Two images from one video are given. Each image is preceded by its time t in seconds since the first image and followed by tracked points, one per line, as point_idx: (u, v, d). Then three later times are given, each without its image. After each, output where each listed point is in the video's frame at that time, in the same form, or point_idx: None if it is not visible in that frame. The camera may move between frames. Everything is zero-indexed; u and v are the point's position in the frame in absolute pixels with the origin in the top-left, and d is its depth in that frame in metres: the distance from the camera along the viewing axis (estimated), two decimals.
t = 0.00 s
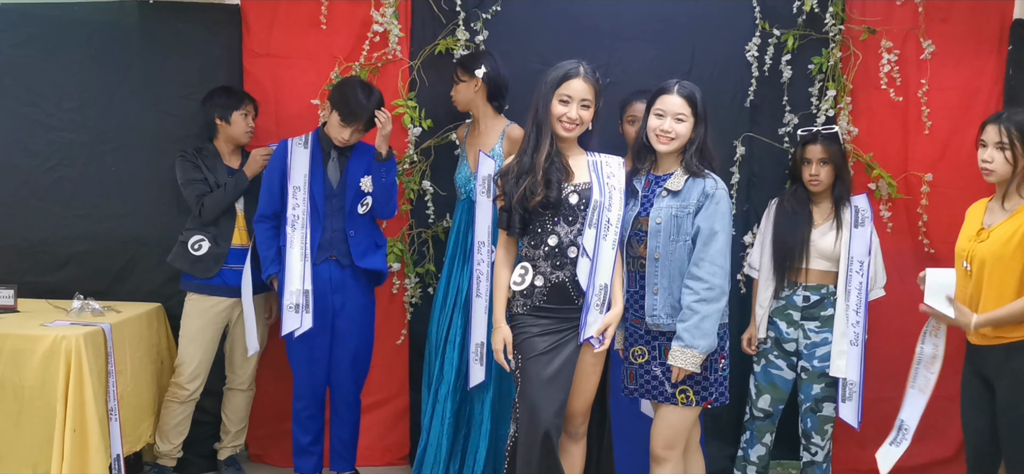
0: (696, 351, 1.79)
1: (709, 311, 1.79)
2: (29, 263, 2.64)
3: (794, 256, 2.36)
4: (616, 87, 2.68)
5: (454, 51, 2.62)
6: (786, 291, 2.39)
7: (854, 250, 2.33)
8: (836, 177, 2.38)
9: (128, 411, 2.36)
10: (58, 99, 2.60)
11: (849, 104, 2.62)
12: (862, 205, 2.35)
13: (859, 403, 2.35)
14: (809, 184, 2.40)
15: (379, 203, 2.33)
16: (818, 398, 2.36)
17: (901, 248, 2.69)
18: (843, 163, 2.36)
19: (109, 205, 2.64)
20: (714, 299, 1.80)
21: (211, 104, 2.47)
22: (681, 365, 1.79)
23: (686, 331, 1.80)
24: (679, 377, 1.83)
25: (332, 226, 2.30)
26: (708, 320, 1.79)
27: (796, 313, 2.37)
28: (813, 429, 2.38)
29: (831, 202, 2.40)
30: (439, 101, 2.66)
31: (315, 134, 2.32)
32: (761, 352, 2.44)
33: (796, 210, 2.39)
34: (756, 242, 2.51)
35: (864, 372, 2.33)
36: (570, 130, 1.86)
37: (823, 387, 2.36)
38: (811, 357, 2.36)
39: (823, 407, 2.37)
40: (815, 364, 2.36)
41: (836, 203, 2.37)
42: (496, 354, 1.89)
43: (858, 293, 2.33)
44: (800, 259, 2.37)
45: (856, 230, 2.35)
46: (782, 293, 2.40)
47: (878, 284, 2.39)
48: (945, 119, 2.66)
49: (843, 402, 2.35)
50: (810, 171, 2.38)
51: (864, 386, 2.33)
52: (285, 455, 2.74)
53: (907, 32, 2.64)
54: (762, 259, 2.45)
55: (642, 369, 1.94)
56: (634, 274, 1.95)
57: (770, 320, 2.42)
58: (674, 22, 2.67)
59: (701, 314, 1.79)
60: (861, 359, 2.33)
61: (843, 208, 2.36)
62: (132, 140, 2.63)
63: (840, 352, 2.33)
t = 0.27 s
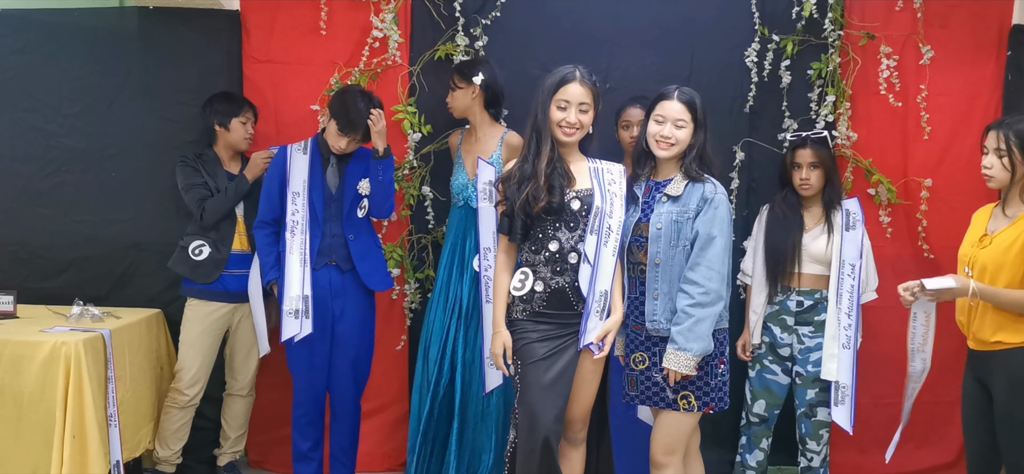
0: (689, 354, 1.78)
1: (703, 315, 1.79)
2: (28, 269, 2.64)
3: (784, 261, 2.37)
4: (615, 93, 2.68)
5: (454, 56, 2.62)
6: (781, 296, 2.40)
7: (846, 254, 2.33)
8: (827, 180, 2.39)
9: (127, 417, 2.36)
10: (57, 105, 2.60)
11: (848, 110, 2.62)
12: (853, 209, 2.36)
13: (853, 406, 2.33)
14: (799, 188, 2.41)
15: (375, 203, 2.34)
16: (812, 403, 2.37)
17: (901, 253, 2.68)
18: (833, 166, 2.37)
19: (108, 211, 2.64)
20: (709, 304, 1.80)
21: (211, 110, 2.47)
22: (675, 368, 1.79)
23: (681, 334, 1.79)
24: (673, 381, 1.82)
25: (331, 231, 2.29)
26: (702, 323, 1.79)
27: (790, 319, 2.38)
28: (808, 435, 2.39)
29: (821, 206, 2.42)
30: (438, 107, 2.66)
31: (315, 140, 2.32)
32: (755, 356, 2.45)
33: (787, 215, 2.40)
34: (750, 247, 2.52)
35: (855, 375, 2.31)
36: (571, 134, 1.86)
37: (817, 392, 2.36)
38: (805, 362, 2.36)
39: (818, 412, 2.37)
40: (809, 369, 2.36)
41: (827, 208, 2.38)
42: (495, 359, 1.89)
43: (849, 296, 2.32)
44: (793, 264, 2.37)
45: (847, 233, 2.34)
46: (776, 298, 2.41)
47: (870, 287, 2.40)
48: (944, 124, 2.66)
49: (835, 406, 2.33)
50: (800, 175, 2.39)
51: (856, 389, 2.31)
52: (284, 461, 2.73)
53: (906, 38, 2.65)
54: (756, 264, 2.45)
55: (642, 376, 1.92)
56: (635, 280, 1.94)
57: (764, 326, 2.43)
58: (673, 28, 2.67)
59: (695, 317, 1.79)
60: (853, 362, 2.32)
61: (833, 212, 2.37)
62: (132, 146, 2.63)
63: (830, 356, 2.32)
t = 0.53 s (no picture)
0: (695, 358, 1.80)
1: (705, 319, 1.79)
2: (28, 270, 2.64)
3: (780, 263, 2.36)
4: (614, 95, 2.68)
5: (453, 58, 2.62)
6: (774, 298, 2.40)
7: (838, 254, 2.32)
8: (817, 182, 2.38)
9: (125, 419, 2.35)
10: (57, 107, 2.60)
11: (847, 112, 2.63)
12: (844, 209, 2.35)
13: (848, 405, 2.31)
14: (791, 191, 2.39)
15: (374, 203, 2.35)
16: (806, 404, 2.37)
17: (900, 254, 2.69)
18: (823, 169, 2.36)
19: (106, 212, 2.64)
20: (710, 305, 1.80)
21: (209, 111, 2.47)
22: (681, 372, 1.81)
23: (683, 339, 1.80)
24: (682, 383, 1.84)
25: (330, 233, 2.29)
26: (705, 327, 1.79)
27: (783, 321, 2.38)
28: (803, 436, 2.39)
29: (812, 208, 2.42)
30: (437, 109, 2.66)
31: (313, 142, 2.31)
32: (749, 359, 2.45)
33: (778, 217, 2.39)
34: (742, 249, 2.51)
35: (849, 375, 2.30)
36: (571, 136, 1.86)
37: (811, 394, 2.36)
38: (799, 364, 2.37)
39: (812, 413, 2.37)
40: (803, 371, 2.36)
41: (818, 209, 2.38)
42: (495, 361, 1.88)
43: (841, 296, 2.31)
44: (786, 265, 2.37)
45: (840, 234, 2.33)
46: (769, 300, 2.41)
47: (863, 287, 2.41)
48: (943, 125, 2.66)
49: (829, 406, 2.32)
50: (791, 178, 2.37)
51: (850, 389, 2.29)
52: (283, 463, 2.73)
53: (905, 39, 2.65)
54: (748, 267, 2.45)
55: (643, 377, 1.92)
56: (634, 281, 1.94)
57: (758, 328, 2.43)
58: (672, 29, 2.67)
59: (697, 321, 1.79)
60: (847, 362, 2.31)
61: (824, 212, 2.37)
62: (131, 148, 2.63)
63: (824, 356, 2.32)
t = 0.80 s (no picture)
0: (697, 360, 1.79)
1: (708, 321, 1.78)
2: (27, 272, 2.64)
3: (774, 266, 2.36)
4: (613, 96, 2.68)
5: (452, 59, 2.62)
6: (769, 300, 2.40)
7: (832, 254, 2.35)
8: (810, 183, 2.39)
9: (125, 421, 2.35)
10: (56, 109, 2.61)
11: (846, 113, 2.63)
12: (836, 209, 2.39)
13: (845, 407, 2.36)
14: (784, 192, 2.39)
15: (373, 206, 2.34)
16: (803, 406, 2.38)
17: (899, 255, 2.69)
18: (815, 169, 2.37)
19: (105, 214, 2.64)
20: (712, 307, 1.79)
21: (208, 114, 2.47)
22: (683, 374, 1.80)
23: (687, 341, 1.79)
24: (682, 385, 1.83)
25: (329, 235, 2.29)
26: (708, 329, 1.78)
27: (779, 322, 2.38)
28: (800, 438, 2.40)
29: (804, 209, 2.43)
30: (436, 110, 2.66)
31: (311, 144, 2.31)
32: (742, 361, 2.42)
33: (771, 218, 2.38)
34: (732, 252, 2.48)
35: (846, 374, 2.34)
36: (572, 138, 1.85)
37: (807, 395, 2.38)
38: (795, 365, 2.37)
39: (809, 414, 2.39)
40: (799, 372, 2.37)
41: (811, 210, 2.39)
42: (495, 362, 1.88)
43: (836, 297, 2.35)
44: (782, 267, 2.37)
45: (832, 234, 2.37)
46: (764, 302, 2.40)
47: (856, 287, 2.44)
48: (941, 126, 2.66)
49: (827, 407, 2.35)
50: (785, 180, 2.37)
51: (847, 388, 2.34)
52: (282, 465, 2.73)
53: (904, 41, 2.65)
54: (739, 268, 2.42)
55: (645, 378, 1.93)
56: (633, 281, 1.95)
57: (754, 331, 2.42)
58: (671, 31, 2.67)
59: (700, 323, 1.78)
60: (842, 362, 2.35)
61: (817, 214, 2.39)
62: (130, 149, 2.62)
63: (821, 357, 2.34)
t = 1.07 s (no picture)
0: (707, 358, 1.78)
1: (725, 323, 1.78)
2: (26, 272, 2.64)
3: (769, 267, 2.35)
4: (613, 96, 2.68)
5: (451, 59, 2.62)
6: (765, 300, 2.38)
7: (825, 253, 2.36)
8: (803, 183, 2.39)
9: (125, 421, 2.35)
10: (56, 109, 2.61)
11: (846, 113, 2.63)
12: (828, 209, 2.40)
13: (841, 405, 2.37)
14: (778, 193, 2.38)
15: (374, 206, 2.33)
16: (801, 406, 2.39)
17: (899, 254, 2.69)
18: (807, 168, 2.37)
19: (105, 214, 2.64)
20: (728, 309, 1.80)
21: (207, 114, 2.46)
22: (694, 374, 1.79)
23: (704, 343, 1.78)
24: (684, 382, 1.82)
25: (329, 235, 2.29)
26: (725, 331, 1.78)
27: (776, 323, 2.38)
28: (798, 438, 2.41)
29: (797, 209, 2.43)
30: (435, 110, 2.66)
31: (309, 144, 2.32)
32: (741, 362, 2.42)
33: (767, 219, 2.36)
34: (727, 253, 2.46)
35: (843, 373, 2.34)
36: (574, 137, 1.85)
37: (805, 394, 2.39)
38: (792, 365, 2.38)
39: (807, 414, 2.40)
40: (796, 372, 2.37)
41: (804, 209, 2.40)
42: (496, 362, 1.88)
43: (830, 295, 2.35)
44: (780, 267, 2.37)
45: (824, 233, 2.37)
46: (760, 302, 2.38)
47: (848, 286, 2.47)
48: (941, 126, 2.66)
49: (826, 405, 2.37)
50: (779, 181, 2.36)
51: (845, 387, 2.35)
52: (282, 465, 2.73)
53: (903, 41, 2.65)
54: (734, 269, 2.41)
55: (644, 377, 1.93)
56: (634, 280, 1.94)
57: (751, 332, 2.39)
58: (671, 31, 2.67)
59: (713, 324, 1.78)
60: (839, 361, 2.35)
61: (810, 214, 2.39)
62: (129, 149, 2.62)
63: (818, 357, 2.34)
